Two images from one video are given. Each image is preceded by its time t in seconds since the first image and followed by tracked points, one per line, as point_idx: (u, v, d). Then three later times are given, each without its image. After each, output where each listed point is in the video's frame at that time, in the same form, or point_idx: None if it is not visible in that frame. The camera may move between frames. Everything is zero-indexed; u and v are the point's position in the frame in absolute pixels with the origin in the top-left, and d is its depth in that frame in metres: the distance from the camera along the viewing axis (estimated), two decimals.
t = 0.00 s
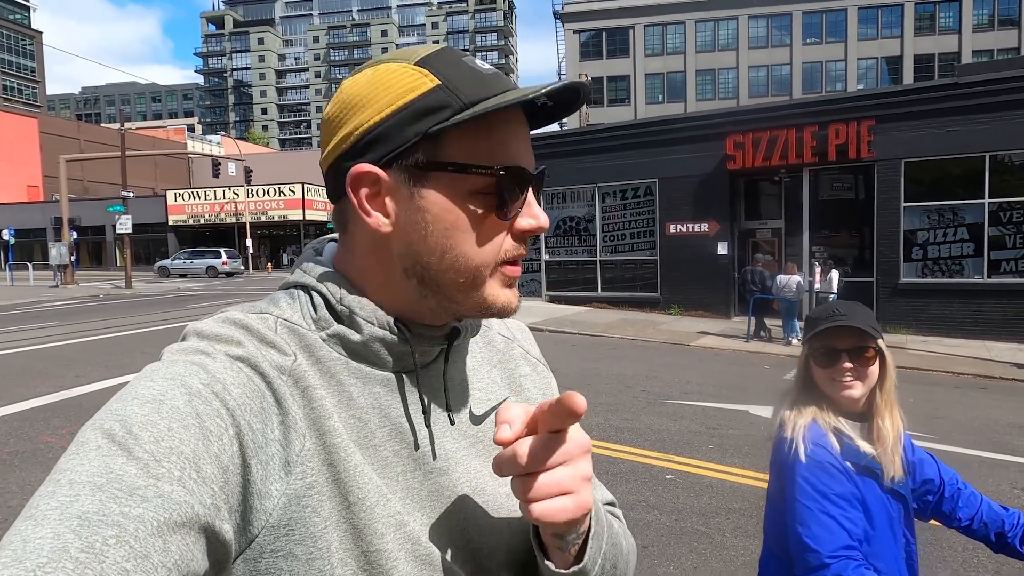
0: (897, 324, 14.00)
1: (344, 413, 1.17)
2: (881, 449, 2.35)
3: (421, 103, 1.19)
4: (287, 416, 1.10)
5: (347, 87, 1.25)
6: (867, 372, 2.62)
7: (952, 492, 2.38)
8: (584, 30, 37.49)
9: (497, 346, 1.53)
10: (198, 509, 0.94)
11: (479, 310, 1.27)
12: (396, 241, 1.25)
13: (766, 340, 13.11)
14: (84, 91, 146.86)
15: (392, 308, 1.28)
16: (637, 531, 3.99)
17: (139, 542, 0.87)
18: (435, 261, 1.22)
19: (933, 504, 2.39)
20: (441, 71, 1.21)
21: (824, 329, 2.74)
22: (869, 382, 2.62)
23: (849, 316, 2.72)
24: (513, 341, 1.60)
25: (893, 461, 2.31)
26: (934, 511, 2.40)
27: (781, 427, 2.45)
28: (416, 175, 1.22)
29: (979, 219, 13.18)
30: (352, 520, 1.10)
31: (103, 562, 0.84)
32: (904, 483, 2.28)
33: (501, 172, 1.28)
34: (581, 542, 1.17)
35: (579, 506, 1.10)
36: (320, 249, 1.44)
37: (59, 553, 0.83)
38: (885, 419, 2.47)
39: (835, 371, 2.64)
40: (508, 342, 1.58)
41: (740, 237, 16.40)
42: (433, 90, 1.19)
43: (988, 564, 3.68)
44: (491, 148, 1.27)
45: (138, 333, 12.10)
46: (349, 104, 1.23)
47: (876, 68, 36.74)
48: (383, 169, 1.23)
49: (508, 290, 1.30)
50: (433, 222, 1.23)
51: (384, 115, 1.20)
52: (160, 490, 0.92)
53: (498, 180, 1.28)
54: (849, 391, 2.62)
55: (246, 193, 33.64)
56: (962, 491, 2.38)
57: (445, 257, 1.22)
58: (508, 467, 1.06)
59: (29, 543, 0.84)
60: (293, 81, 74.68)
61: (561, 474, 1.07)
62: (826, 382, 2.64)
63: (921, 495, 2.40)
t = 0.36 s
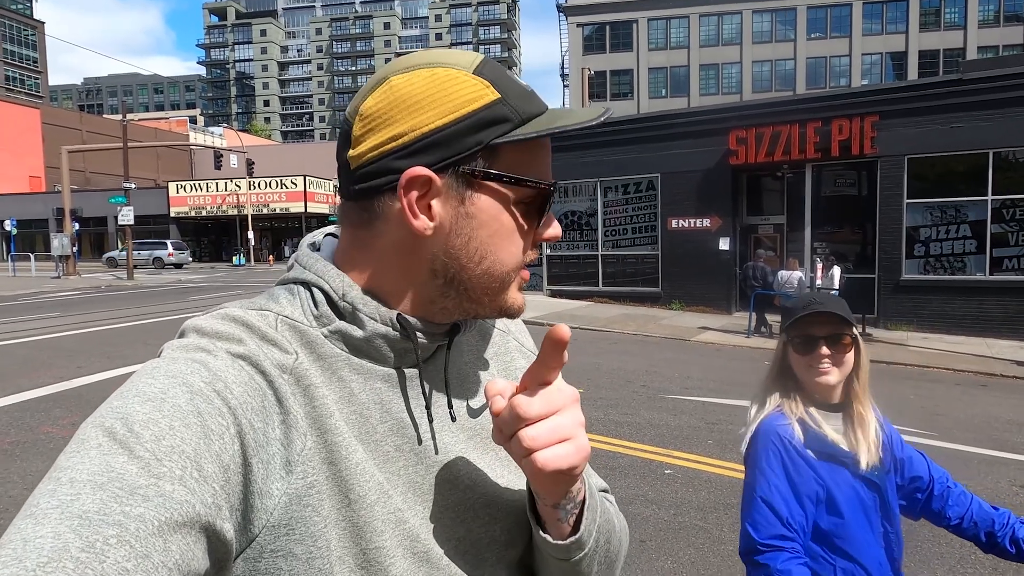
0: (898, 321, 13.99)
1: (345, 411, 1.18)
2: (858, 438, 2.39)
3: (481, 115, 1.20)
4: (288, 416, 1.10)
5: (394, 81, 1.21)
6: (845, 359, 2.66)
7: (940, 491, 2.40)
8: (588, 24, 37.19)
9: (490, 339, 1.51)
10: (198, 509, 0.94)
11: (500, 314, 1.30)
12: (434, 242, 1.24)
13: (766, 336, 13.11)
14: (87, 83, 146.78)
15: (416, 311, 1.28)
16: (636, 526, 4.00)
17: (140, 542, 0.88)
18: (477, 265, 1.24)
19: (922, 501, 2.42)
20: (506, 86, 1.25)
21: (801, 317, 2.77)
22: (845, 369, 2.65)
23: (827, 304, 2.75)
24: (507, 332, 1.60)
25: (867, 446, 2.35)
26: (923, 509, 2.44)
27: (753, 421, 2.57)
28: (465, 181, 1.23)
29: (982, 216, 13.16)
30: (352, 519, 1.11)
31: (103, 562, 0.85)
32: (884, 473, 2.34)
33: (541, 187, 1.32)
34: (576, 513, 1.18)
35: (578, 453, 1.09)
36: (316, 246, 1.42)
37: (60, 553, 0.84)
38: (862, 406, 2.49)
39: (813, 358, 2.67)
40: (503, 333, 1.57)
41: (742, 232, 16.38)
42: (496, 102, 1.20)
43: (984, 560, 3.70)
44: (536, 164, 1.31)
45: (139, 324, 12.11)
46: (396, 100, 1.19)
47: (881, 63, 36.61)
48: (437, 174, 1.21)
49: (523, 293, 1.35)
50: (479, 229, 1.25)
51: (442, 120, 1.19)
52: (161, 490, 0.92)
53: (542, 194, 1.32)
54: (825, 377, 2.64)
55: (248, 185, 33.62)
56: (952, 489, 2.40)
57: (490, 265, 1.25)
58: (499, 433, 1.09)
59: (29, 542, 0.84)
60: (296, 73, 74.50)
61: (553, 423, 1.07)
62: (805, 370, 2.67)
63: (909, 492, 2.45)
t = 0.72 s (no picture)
0: (908, 313, 13.90)
1: (346, 410, 1.17)
2: (861, 429, 2.35)
3: (516, 123, 1.26)
4: (288, 415, 1.10)
5: (431, 84, 1.23)
6: (850, 353, 2.62)
7: (959, 480, 2.38)
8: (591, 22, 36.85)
9: (493, 337, 1.49)
10: (197, 508, 0.94)
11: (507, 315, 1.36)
12: (460, 245, 1.27)
13: (775, 331, 13.05)
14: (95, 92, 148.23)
15: (434, 311, 1.30)
16: (647, 523, 3.99)
17: (139, 542, 0.88)
18: (498, 267, 1.29)
19: (940, 491, 2.39)
20: (534, 97, 1.31)
21: (807, 310, 2.74)
22: (852, 363, 2.61)
23: (832, 297, 2.71)
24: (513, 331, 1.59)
25: (873, 438, 2.33)
26: (941, 499, 2.41)
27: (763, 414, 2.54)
28: (495, 187, 1.28)
29: (992, 206, 13.05)
30: (353, 518, 1.11)
31: (103, 563, 0.85)
32: (893, 465, 2.31)
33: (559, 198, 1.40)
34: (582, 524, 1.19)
35: (572, 519, 1.12)
36: (318, 246, 1.41)
37: (59, 553, 0.84)
38: (871, 401, 2.43)
39: (818, 353, 2.64)
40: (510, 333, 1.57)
41: (749, 227, 16.27)
42: (529, 114, 1.27)
43: (1000, 552, 3.66)
44: (554, 173, 1.37)
45: (148, 331, 12.19)
46: (435, 103, 1.21)
47: (886, 55, 36.36)
48: (471, 177, 1.25)
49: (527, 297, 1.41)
50: (503, 234, 1.30)
51: (481, 127, 1.23)
52: (160, 490, 0.93)
53: (557, 203, 1.40)
54: (831, 372, 2.61)
55: (255, 190, 33.79)
56: (970, 479, 2.38)
57: (510, 268, 1.30)
58: (494, 496, 1.08)
59: (29, 543, 0.85)
60: (300, 78, 74.82)
61: (546, 493, 1.08)
62: (812, 363, 2.64)
63: (928, 483, 2.42)
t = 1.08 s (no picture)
0: (896, 316, 14.02)
1: (342, 410, 1.18)
2: (854, 430, 2.38)
3: (512, 122, 1.27)
4: (286, 413, 1.10)
5: (428, 82, 1.24)
6: (846, 357, 2.64)
7: (947, 480, 2.41)
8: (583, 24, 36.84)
9: (486, 338, 1.49)
10: (196, 507, 0.94)
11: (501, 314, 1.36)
12: (455, 243, 1.28)
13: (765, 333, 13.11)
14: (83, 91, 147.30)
15: (429, 311, 1.31)
16: (638, 524, 4.00)
17: (137, 541, 0.88)
18: (494, 266, 1.30)
19: (928, 492, 2.42)
20: (528, 97, 1.33)
21: (804, 313, 2.75)
22: (846, 366, 2.63)
23: (830, 300, 2.71)
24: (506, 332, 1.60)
25: (863, 438, 2.35)
26: (930, 499, 2.44)
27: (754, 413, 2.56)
28: (488, 185, 1.28)
29: (978, 210, 13.18)
30: (351, 517, 1.11)
31: (101, 562, 0.85)
32: (884, 465, 2.34)
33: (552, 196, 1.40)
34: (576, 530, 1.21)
35: (569, 554, 1.16)
36: (314, 244, 1.41)
37: (57, 551, 0.84)
38: (864, 404, 2.46)
39: (813, 355, 2.66)
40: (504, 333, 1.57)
41: (740, 230, 16.37)
42: (523, 113, 1.27)
43: (987, 553, 3.69)
44: (548, 173, 1.39)
45: (136, 331, 12.09)
46: (431, 101, 1.22)
47: (875, 60, 36.63)
48: (467, 174, 1.25)
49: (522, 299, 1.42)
50: (498, 232, 1.31)
51: (478, 124, 1.24)
52: (158, 488, 0.93)
53: (551, 202, 1.41)
54: (825, 374, 2.64)
55: (245, 190, 33.61)
56: (958, 479, 2.41)
57: (506, 266, 1.31)
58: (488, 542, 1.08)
59: (25, 542, 0.85)
60: (291, 78, 74.55)
61: (542, 535, 1.10)
62: (806, 365, 2.66)
63: (915, 483, 2.45)
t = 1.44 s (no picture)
0: (895, 316, 14.03)
1: (343, 410, 1.18)
2: (853, 429, 2.39)
3: (515, 122, 1.27)
4: (287, 414, 1.11)
5: (432, 83, 1.24)
6: (846, 351, 2.66)
7: (943, 480, 2.40)
8: (582, 25, 36.96)
9: (486, 340, 1.50)
10: (197, 507, 0.95)
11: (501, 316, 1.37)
12: (458, 242, 1.28)
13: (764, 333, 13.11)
14: (83, 92, 147.90)
15: (430, 311, 1.31)
16: (637, 524, 4.01)
17: (138, 541, 0.88)
18: (496, 265, 1.30)
19: (925, 491, 2.42)
20: (529, 98, 1.33)
21: (803, 309, 2.76)
22: (846, 361, 2.64)
23: (829, 297, 2.72)
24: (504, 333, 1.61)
25: (861, 437, 2.36)
26: (926, 499, 2.44)
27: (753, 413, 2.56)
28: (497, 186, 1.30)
29: (978, 210, 13.19)
30: (350, 518, 1.12)
31: (103, 561, 0.86)
32: (880, 464, 2.34)
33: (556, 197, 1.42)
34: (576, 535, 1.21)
35: (575, 555, 1.16)
36: (314, 245, 1.42)
37: (58, 550, 0.84)
38: (861, 400, 2.48)
39: (813, 352, 2.67)
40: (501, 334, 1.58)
41: (739, 230, 16.39)
42: (525, 113, 1.28)
43: (987, 552, 3.70)
44: (550, 172, 1.40)
45: (136, 332, 12.09)
46: (435, 101, 1.22)
47: (874, 60, 36.65)
48: (471, 174, 1.26)
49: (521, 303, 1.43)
50: (502, 231, 1.31)
51: (481, 124, 1.24)
52: (160, 488, 0.93)
53: (552, 203, 1.42)
54: (824, 371, 2.64)
55: (245, 191, 33.64)
56: (955, 480, 2.40)
57: (508, 265, 1.32)
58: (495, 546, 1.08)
59: (28, 542, 0.85)
60: (291, 79, 74.60)
61: (549, 535, 1.11)
62: (807, 363, 2.67)
63: (912, 483, 2.45)
